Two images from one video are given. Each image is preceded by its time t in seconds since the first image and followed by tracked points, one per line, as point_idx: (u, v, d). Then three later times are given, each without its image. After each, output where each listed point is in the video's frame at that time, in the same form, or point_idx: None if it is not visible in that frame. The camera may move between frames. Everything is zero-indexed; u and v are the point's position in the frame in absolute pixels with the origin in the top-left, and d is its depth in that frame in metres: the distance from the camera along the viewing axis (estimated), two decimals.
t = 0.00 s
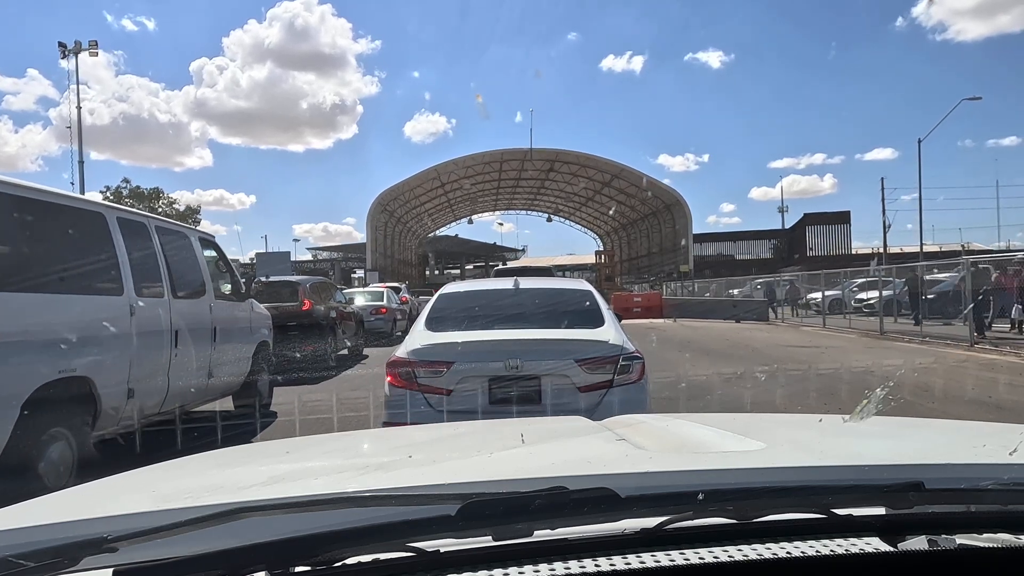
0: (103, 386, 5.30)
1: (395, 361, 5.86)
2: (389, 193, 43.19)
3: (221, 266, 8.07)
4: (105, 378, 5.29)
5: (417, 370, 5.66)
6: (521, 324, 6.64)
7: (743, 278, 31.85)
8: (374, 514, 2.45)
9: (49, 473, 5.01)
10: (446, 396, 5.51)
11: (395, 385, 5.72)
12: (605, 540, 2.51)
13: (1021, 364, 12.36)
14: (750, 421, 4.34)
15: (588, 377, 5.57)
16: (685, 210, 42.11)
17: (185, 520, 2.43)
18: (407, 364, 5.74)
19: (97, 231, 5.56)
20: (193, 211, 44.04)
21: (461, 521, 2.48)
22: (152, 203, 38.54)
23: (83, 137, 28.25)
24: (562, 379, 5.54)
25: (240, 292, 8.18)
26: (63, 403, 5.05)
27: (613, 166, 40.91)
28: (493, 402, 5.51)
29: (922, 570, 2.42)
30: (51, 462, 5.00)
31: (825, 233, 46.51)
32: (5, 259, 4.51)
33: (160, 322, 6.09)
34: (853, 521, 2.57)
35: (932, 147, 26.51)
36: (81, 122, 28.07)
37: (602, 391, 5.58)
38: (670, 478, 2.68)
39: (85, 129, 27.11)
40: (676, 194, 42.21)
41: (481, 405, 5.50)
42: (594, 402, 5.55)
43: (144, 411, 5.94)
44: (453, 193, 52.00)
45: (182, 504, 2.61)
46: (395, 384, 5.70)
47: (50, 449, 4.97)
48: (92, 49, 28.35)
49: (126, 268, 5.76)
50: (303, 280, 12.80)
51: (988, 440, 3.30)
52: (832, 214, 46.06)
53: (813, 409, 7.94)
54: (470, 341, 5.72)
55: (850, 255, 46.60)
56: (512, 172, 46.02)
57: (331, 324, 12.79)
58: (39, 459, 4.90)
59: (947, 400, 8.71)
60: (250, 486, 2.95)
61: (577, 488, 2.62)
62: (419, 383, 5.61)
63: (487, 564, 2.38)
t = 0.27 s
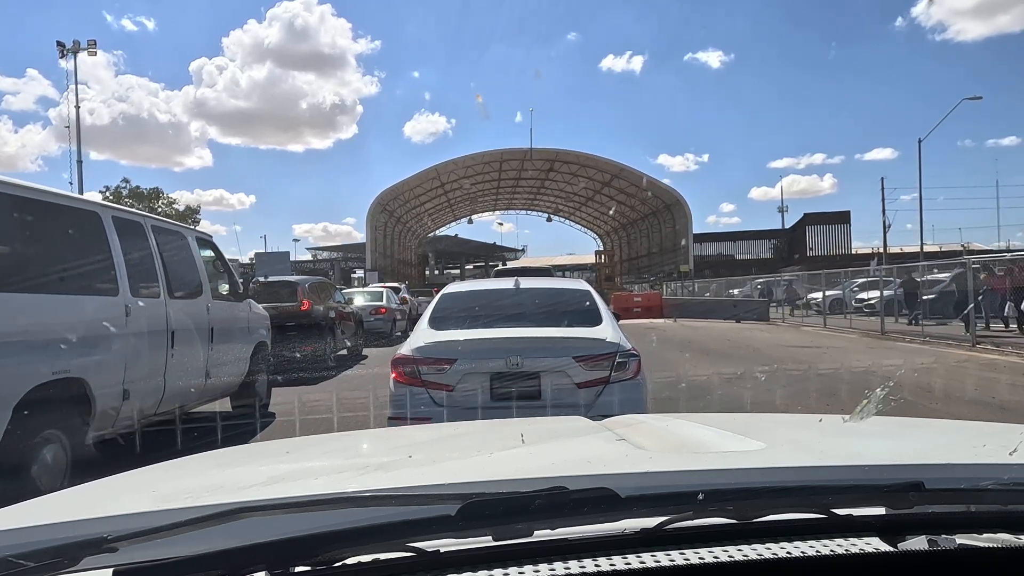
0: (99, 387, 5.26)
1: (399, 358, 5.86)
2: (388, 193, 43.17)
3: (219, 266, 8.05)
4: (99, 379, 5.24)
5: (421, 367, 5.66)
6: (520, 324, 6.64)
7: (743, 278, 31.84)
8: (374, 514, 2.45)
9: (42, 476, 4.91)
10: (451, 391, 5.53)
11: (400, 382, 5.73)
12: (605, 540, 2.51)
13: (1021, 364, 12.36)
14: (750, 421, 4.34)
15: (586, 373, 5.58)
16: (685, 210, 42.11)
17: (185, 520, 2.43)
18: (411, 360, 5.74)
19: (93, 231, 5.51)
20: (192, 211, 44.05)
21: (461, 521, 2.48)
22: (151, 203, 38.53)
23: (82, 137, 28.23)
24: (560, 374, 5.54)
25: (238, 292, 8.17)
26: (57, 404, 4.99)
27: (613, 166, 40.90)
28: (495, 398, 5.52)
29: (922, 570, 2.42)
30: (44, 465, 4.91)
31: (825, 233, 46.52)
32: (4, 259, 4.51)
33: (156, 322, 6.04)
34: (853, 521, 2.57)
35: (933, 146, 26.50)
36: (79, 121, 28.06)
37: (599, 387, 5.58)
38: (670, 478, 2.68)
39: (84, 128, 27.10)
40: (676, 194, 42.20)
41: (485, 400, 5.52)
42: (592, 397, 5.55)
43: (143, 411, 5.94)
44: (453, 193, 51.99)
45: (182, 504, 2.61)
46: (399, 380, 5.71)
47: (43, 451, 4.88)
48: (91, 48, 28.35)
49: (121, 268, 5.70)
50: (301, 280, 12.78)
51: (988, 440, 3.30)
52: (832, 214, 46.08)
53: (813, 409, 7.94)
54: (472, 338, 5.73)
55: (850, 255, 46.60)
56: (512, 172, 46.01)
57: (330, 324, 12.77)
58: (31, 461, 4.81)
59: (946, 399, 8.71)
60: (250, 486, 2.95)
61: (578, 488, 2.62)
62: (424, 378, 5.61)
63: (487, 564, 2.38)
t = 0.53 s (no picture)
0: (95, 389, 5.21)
1: (405, 356, 5.90)
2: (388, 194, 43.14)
3: (216, 266, 8.03)
4: (96, 380, 5.20)
5: (427, 362, 5.68)
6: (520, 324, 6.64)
7: (743, 278, 31.85)
8: (374, 514, 2.45)
9: (37, 478, 4.84)
10: (457, 386, 5.54)
11: (408, 378, 5.75)
12: (605, 540, 2.51)
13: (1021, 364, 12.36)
14: (750, 421, 4.34)
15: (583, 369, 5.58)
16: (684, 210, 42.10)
17: (185, 520, 2.43)
18: (417, 356, 5.77)
19: (88, 231, 5.46)
20: (192, 210, 44.06)
21: (461, 521, 2.47)
22: (151, 203, 38.52)
23: (81, 136, 28.20)
24: (558, 368, 5.55)
25: (236, 292, 8.15)
26: (52, 404, 4.94)
27: (613, 166, 40.90)
28: (496, 391, 5.51)
29: (922, 570, 2.42)
30: (39, 466, 4.85)
31: (825, 233, 46.53)
32: (4, 259, 4.51)
33: (152, 322, 5.99)
34: (853, 521, 2.57)
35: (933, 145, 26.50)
36: (78, 121, 28.04)
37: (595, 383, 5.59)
38: (671, 478, 2.68)
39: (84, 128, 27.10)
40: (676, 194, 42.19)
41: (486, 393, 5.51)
42: (590, 392, 5.56)
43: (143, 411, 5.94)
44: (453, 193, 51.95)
45: (182, 505, 2.61)
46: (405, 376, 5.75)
47: (37, 452, 4.82)
48: (90, 48, 28.35)
49: (117, 268, 5.65)
50: (300, 280, 12.74)
51: (988, 440, 3.30)
52: (832, 214, 46.09)
53: (813, 409, 7.93)
54: (474, 335, 5.75)
55: (850, 255, 46.62)
56: (512, 172, 46.02)
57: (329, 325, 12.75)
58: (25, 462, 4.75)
59: (947, 400, 8.71)
60: (250, 486, 2.95)
61: (578, 488, 2.62)
62: (429, 374, 5.64)
63: (487, 565, 2.38)
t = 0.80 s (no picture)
0: (93, 389, 5.19)
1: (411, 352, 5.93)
2: (388, 194, 43.14)
3: (214, 266, 8.00)
4: (94, 381, 5.19)
5: (431, 359, 5.72)
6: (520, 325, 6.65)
7: (744, 279, 31.85)
8: (374, 514, 2.45)
9: (32, 481, 4.83)
10: (461, 382, 5.59)
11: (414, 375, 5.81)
12: (605, 540, 2.51)
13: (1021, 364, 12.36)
14: (750, 421, 4.34)
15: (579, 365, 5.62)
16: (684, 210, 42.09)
17: (185, 519, 2.43)
18: (422, 353, 5.81)
19: (84, 230, 5.41)
20: (192, 210, 44.06)
21: (461, 521, 2.47)
22: (151, 203, 38.51)
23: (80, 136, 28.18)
24: (556, 364, 5.58)
25: (233, 292, 8.12)
26: (49, 406, 4.92)
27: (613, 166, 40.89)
28: (498, 385, 5.54)
29: (922, 570, 2.42)
30: (33, 468, 4.83)
31: (825, 233, 46.54)
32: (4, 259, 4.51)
33: (150, 323, 5.97)
34: (854, 522, 2.57)
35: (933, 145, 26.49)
36: (77, 120, 28.02)
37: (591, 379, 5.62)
38: (671, 478, 2.68)
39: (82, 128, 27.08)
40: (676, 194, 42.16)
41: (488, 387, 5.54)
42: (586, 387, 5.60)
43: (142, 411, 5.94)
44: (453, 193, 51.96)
45: (182, 505, 2.61)
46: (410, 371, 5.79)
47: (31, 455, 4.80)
48: (89, 47, 28.34)
49: (114, 269, 5.60)
50: (300, 280, 12.72)
51: (988, 440, 3.30)
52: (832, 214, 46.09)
53: (812, 409, 7.94)
54: (477, 333, 5.78)
55: (849, 255, 46.63)
56: (512, 172, 46.02)
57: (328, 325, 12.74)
58: (20, 464, 4.74)
59: (947, 400, 8.72)
60: (250, 486, 2.95)
61: (578, 488, 2.62)
62: (434, 370, 5.68)
63: (487, 564, 2.38)
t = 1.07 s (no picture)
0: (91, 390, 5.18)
1: (416, 350, 5.92)
2: (388, 194, 43.14)
3: (211, 266, 7.98)
4: (93, 381, 5.18)
5: (435, 356, 5.73)
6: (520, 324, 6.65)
7: (743, 280, 31.87)
8: (374, 514, 2.45)
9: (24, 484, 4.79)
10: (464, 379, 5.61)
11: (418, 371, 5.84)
12: (605, 540, 2.51)
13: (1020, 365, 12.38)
14: (750, 420, 4.35)
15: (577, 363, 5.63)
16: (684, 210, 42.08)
17: (185, 519, 2.43)
18: (426, 350, 5.81)
19: (80, 230, 5.38)
20: (192, 211, 44.04)
21: (461, 522, 2.47)
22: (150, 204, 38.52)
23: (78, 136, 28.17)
24: (555, 361, 5.60)
25: (231, 293, 8.12)
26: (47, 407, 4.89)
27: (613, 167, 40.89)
28: (501, 382, 5.57)
29: (921, 570, 2.42)
30: (27, 472, 4.80)
31: (825, 234, 46.58)
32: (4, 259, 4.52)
33: (150, 323, 5.98)
34: (854, 521, 2.58)
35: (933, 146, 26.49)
36: (76, 120, 28.02)
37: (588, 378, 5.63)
38: (672, 478, 2.68)
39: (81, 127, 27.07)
40: (677, 195, 42.13)
41: (490, 384, 5.58)
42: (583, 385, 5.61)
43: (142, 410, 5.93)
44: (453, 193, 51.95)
45: (183, 505, 2.61)
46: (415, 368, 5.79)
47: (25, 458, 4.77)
48: (87, 46, 28.31)
49: (109, 270, 5.56)
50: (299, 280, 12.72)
51: (988, 440, 3.31)
52: (832, 215, 46.12)
53: (812, 409, 7.95)
54: (480, 331, 5.80)
55: (849, 256, 46.66)
56: (512, 172, 46.02)
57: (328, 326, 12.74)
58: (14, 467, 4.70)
59: (946, 400, 8.73)
60: (250, 486, 2.95)
61: (578, 488, 2.62)
62: (439, 368, 5.68)
63: (487, 564, 2.38)
